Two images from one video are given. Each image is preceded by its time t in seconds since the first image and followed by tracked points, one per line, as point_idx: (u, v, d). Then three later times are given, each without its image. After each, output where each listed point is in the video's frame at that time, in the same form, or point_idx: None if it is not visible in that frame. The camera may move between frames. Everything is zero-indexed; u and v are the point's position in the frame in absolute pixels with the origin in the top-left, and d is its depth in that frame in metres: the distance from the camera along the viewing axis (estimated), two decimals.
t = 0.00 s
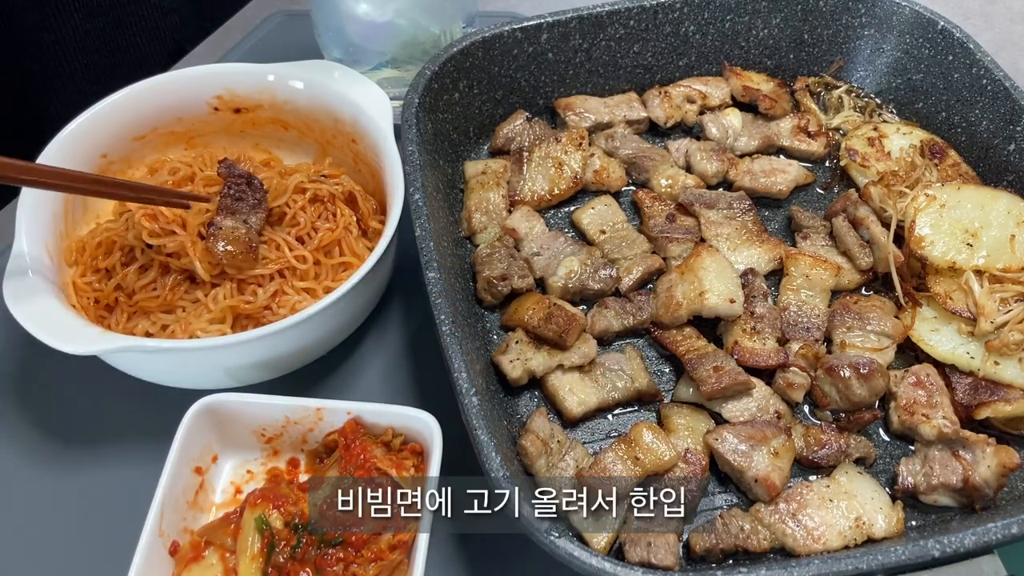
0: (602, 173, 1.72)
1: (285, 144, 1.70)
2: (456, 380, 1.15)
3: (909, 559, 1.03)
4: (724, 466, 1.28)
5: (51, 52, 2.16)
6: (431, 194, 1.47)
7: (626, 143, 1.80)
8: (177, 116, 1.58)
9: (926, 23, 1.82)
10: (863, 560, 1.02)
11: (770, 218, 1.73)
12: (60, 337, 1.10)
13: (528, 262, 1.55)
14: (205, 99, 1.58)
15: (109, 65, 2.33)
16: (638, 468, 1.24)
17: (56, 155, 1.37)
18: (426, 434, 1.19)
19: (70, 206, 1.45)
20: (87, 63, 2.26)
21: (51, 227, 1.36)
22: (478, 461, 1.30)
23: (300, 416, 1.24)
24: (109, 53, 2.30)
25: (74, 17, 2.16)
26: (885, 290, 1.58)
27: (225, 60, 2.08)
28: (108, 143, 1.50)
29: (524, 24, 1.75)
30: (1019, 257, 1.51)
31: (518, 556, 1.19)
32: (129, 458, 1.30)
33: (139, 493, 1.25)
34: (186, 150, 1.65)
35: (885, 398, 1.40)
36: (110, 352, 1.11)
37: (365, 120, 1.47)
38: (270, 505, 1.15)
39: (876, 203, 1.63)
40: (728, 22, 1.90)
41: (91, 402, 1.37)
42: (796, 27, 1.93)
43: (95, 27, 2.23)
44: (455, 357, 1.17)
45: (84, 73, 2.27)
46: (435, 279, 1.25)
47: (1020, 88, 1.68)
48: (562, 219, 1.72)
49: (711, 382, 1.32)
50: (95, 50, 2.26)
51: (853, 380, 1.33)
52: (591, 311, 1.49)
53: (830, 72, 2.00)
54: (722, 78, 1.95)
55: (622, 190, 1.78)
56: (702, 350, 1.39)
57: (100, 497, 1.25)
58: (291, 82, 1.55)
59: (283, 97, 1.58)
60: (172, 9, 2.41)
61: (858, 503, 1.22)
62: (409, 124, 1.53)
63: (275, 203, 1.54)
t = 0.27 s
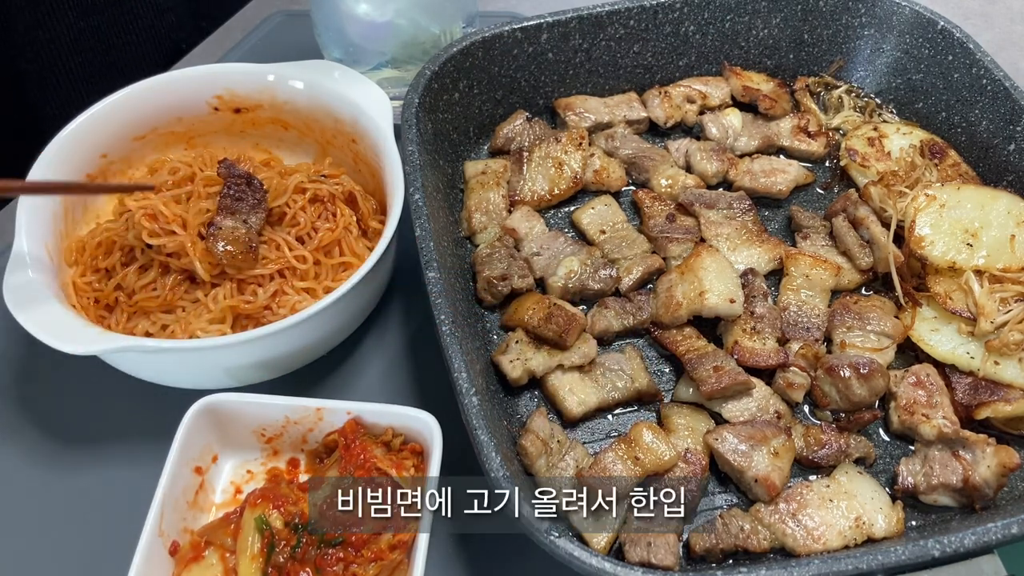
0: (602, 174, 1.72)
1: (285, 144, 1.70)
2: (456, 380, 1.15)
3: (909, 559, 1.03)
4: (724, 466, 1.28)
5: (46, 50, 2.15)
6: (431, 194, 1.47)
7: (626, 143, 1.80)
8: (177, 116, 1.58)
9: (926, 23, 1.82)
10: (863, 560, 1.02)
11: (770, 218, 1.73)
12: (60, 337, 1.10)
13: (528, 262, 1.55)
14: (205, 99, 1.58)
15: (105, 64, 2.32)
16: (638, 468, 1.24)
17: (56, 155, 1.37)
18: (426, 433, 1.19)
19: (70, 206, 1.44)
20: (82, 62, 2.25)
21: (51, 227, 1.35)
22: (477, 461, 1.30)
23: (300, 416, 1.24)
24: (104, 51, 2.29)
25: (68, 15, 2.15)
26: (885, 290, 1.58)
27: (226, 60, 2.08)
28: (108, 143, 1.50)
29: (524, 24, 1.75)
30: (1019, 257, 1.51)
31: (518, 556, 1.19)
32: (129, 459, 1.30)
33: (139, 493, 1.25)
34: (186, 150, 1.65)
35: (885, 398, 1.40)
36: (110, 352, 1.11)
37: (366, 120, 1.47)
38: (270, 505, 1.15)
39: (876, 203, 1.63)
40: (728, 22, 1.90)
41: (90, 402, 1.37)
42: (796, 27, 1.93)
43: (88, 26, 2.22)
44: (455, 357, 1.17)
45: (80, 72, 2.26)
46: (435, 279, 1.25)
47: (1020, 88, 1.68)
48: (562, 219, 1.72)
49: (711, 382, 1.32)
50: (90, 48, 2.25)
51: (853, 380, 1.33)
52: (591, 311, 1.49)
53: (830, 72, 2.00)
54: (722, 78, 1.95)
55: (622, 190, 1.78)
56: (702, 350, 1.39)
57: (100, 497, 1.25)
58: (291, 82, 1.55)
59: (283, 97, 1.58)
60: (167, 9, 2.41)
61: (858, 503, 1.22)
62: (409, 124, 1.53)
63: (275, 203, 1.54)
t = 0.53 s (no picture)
0: (602, 174, 1.72)
1: (285, 144, 1.70)
2: (456, 380, 1.15)
3: (909, 559, 1.03)
4: (724, 466, 1.28)
5: (39, 49, 2.14)
6: (431, 194, 1.47)
7: (626, 143, 1.80)
8: (177, 116, 1.58)
9: (926, 23, 1.82)
10: (863, 560, 1.02)
11: (770, 218, 1.73)
12: (59, 337, 1.10)
13: (528, 262, 1.55)
14: (205, 99, 1.58)
15: (98, 62, 2.32)
16: (638, 468, 1.24)
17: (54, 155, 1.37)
18: (426, 433, 1.19)
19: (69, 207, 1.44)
20: (75, 60, 2.25)
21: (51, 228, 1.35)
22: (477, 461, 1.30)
23: (300, 416, 1.24)
24: (97, 49, 2.29)
25: (61, 13, 2.14)
26: (885, 290, 1.58)
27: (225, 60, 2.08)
28: (108, 143, 1.50)
29: (524, 24, 1.75)
30: (1019, 257, 1.51)
31: (518, 556, 1.19)
32: (129, 458, 1.30)
33: (139, 493, 1.25)
34: (186, 150, 1.65)
35: (885, 398, 1.40)
36: (110, 352, 1.11)
37: (366, 120, 1.47)
38: (271, 505, 1.15)
39: (876, 203, 1.63)
40: (728, 22, 1.90)
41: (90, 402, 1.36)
42: (796, 27, 1.93)
43: (81, 23, 2.21)
44: (455, 357, 1.17)
45: (73, 70, 2.26)
46: (435, 279, 1.25)
47: (1020, 88, 1.68)
48: (562, 219, 1.72)
49: (711, 382, 1.32)
50: (83, 45, 2.25)
51: (853, 380, 1.33)
52: (591, 311, 1.49)
53: (830, 72, 2.00)
54: (722, 78, 1.95)
55: (622, 190, 1.78)
56: (702, 350, 1.39)
57: (99, 497, 1.25)
58: (291, 82, 1.55)
59: (283, 97, 1.58)
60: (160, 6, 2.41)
61: (858, 503, 1.22)
62: (409, 124, 1.53)
63: (275, 203, 1.54)
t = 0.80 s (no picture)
0: (602, 174, 1.72)
1: (285, 144, 1.70)
2: (456, 380, 1.15)
3: (909, 559, 1.03)
4: (724, 466, 1.28)
5: (41, 47, 2.14)
6: (431, 194, 1.47)
7: (626, 143, 1.80)
8: (177, 115, 1.58)
9: (926, 23, 1.82)
10: (863, 560, 1.02)
11: (770, 218, 1.73)
12: (59, 337, 1.10)
13: (528, 262, 1.55)
14: (205, 99, 1.58)
15: (101, 62, 2.31)
16: (638, 468, 1.24)
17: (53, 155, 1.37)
18: (426, 433, 1.19)
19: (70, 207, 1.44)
20: (77, 59, 2.24)
21: (51, 228, 1.35)
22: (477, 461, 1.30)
23: (300, 416, 1.24)
24: (100, 48, 2.29)
25: (63, 12, 2.14)
26: (885, 290, 1.58)
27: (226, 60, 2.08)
28: (108, 143, 1.50)
29: (524, 24, 1.75)
30: (1019, 257, 1.51)
31: (518, 557, 1.19)
32: (129, 458, 1.30)
33: (139, 493, 1.25)
34: (186, 150, 1.65)
35: (885, 398, 1.40)
36: (110, 351, 1.11)
37: (366, 120, 1.47)
38: (271, 505, 1.15)
39: (876, 203, 1.63)
40: (728, 22, 1.90)
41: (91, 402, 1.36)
42: (796, 27, 1.93)
43: (83, 22, 2.21)
44: (455, 357, 1.17)
45: (75, 69, 2.26)
46: (435, 279, 1.25)
47: (1020, 88, 1.68)
48: (562, 219, 1.72)
49: (711, 382, 1.32)
50: (85, 44, 2.24)
51: (853, 380, 1.33)
52: (591, 311, 1.49)
53: (830, 72, 2.00)
54: (722, 78, 1.95)
55: (622, 190, 1.78)
56: (702, 350, 1.39)
57: (100, 497, 1.25)
58: (291, 82, 1.55)
59: (283, 97, 1.58)
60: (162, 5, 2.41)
61: (858, 503, 1.22)
62: (409, 124, 1.53)
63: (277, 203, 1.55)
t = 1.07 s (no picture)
0: (602, 173, 1.72)
1: (285, 144, 1.70)
2: (456, 380, 1.15)
3: (909, 559, 1.03)
4: (724, 466, 1.28)
5: (48, 49, 2.14)
6: (431, 194, 1.47)
7: (626, 143, 1.80)
8: (177, 116, 1.58)
9: (926, 23, 1.82)
10: (863, 560, 1.02)
11: (770, 218, 1.73)
12: (60, 337, 1.10)
13: (528, 262, 1.55)
14: (205, 99, 1.58)
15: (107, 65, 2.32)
16: (638, 468, 1.24)
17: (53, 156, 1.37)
18: (426, 433, 1.19)
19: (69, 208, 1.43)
20: (83, 61, 2.25)
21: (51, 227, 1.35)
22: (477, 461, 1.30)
23: (300, 416, 1.24)
24: (108, 50, 2.29)
25: (71, 15, 2.14)
26: (885, 290, 1.58)
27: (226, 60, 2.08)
28: (108, 143, 1.50)
29: (524, 24, 1.75)
30: (1019, 257, 1.51)
31: (518, 557, 1.19)
32: (129, 458, 1.30)
33: (138, 493, 1.25)
34: (186, 150, 1.65)
35: (885, 398, 1.40)
36: (110, 351, 1.11)
37: (365, 120, 1.47)
38: (270, 505, 1.15)
39: (876, 203, 1.63)
40: (728, 22, 1.90)
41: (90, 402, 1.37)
42: (796, 27, 1.93)
43: (90, 24, 2.21)
44: (455, 357, 1.17)
45: (82, 71, 2.26)
46: (435, 279, 1.25)
47: (1020, 88, 1.68)
48: (562, 219, 1.72)
49: (711, 382, 1.32)
50: (92, 47, 2.25)
51: (853, 380, 1.33)
52: (591, 311, 1.49)
53: (830, 72, 2.00)
54: (722, 78, 1.95)
55: (622, 190, 1.78)
56: (702, 350, 1.39)
57: (100, 497, 1.25)
58: (291, 83, 1.55)
59: (284, 97, 1.58)
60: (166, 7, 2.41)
61: (858, 503, 1.22)
62: (409, 124, 1.53)
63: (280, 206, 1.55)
